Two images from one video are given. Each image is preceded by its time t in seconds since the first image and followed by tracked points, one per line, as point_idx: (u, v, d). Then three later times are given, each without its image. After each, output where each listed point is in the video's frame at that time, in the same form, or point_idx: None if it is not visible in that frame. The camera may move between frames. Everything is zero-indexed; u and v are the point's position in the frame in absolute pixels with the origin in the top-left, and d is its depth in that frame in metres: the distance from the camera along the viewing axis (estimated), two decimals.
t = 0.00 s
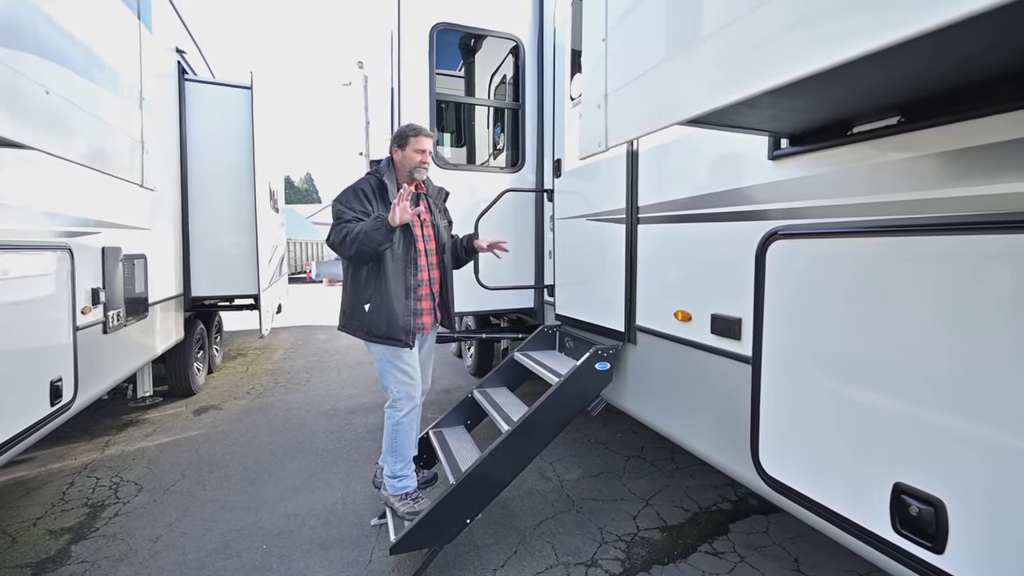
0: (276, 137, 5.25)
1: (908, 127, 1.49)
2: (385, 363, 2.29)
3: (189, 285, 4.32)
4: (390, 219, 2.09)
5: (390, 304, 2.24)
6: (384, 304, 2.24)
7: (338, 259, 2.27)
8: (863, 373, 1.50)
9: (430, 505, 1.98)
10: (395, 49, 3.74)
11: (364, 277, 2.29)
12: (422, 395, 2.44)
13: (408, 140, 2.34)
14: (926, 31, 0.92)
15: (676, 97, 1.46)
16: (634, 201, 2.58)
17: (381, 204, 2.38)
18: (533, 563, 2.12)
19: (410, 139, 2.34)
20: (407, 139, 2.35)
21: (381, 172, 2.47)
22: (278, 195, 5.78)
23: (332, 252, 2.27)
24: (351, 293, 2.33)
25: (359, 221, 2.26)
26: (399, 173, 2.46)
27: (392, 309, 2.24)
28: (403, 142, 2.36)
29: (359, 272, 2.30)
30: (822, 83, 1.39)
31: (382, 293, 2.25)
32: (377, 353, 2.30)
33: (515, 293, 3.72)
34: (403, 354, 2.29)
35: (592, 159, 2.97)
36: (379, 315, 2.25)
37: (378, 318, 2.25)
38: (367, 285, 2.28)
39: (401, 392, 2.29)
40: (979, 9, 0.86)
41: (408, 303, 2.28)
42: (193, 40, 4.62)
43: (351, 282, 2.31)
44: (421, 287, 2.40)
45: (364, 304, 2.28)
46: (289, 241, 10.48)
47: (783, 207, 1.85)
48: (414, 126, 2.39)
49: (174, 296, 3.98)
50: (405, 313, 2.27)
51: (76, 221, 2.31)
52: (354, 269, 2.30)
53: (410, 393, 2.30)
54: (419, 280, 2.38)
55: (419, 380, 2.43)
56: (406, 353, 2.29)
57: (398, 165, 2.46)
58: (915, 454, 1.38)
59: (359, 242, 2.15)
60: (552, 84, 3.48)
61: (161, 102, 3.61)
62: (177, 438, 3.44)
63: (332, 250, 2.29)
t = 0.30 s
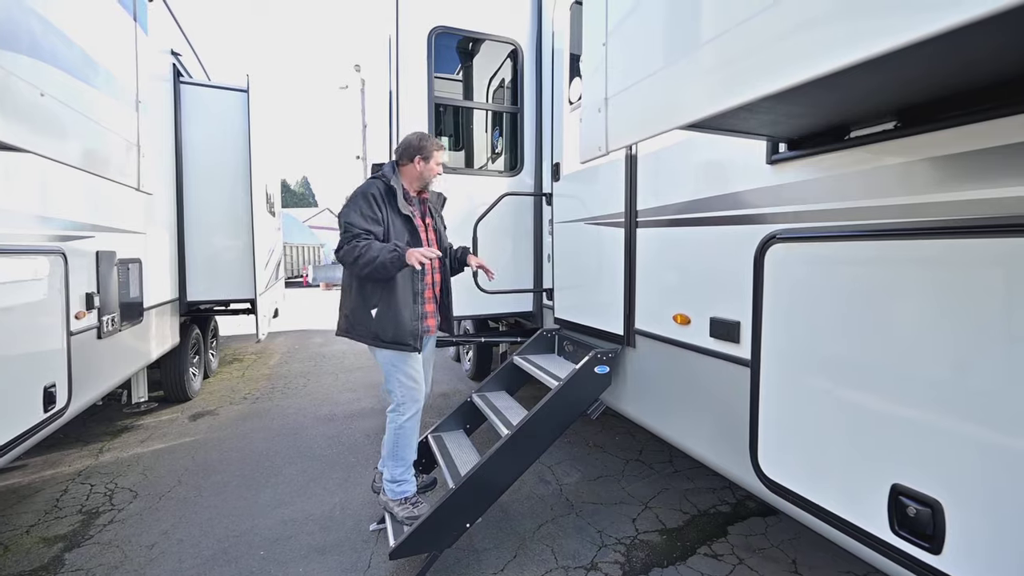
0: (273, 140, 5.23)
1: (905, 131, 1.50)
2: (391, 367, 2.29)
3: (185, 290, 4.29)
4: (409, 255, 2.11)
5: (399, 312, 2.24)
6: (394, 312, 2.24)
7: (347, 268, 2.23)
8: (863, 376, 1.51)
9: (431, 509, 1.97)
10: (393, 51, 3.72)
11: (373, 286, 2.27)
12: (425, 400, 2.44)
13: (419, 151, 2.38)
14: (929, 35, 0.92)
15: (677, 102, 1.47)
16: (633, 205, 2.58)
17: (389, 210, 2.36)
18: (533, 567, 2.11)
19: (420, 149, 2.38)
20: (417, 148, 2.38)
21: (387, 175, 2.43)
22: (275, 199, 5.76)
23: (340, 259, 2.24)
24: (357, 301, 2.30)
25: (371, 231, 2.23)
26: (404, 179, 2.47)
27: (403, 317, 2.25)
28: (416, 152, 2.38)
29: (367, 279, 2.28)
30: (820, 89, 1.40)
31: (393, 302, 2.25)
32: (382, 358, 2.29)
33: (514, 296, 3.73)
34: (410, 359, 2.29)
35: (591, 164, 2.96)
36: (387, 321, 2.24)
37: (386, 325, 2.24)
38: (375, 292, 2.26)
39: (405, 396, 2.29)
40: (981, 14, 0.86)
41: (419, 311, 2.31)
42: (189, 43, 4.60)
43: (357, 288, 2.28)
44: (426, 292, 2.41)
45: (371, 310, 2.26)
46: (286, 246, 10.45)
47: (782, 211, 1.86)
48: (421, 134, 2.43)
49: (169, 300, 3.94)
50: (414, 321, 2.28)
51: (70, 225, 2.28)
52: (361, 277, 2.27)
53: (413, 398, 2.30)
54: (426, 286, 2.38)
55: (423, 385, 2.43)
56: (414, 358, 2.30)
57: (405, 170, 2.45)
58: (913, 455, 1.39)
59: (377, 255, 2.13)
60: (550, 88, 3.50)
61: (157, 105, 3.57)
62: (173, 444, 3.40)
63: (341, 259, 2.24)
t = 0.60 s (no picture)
0: (270, 142, 5.22)
1: (904, 133, 1.50)
2: (396, 370, 2.30)
3: (182, 291, 4.28)
4: (436, 267, 2.22)
5: (414, 315, 2.29)
6: (411, 316, 2.29)
7: (362, 272, 2.21)
8: (861, 377, 1.52)
9: (430, 510, 1.98)
10: (391, 53, 3.71)
11: (388, 289, 2.27)
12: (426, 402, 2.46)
13: (423, 154, 2.41)
14: (926, 36, 0.92)
15: (675, 104, 1.47)
16: (631, 208, 2.59)
17: (397, 212, 2.36)
18: (532, 569, 2.12)
19: (426, 153, 2.42)
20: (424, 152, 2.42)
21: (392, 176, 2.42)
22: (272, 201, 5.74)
23: (354, 262, 2.21)
24: (370, 304, 2.29)
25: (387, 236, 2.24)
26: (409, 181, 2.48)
27: (419, 320, 2.32)
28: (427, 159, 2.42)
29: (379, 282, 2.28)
30: (819, 91, 1.40)
31: (409, 305, 2.29)
32: (388, 360, 2.32)
33: (512, 299, 3.72)
34: (419, 360, 2.33)
35: (589, 166, 2.97)
36: (400, 324, 2.27)
37: (400, 328, 2.27)
38: (389, 296, 2.28)
39: (410, 398, 2.30)
40: (979, 15, 0.86)
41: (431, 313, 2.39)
42: (185, 45, 4.58)
43: (367, 290, 2.27)
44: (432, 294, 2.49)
45: (383, 313, 2.28)
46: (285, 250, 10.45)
47: (780, 214, 1.86)
48: (423, 138, 2.47)
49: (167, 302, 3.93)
50: (426, 324, 2.35)
51: (67, 228, 2.28)
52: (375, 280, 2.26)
53: (418, 400, 2.31)
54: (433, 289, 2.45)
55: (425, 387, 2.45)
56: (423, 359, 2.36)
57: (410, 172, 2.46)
58: (910, 456, 1.40)
59: (403, 262, 2.16)
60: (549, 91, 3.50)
61: (154, 106, 3.55)
62: (171, 447, 3.40)
63: (357, 263, 2.21)
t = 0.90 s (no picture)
0: (269, 143, 5.22)
1: (903, 134, 1.49)
2: (397, 371, 2.31)
3: (181, 292, 4.29)
4: (439, 267, 2.23)
5: (416, 315, 2.31)
6: (414, 316, 2.31)
7: (364, 273, 2.21)
8: (859, 380, 1.51)
9: (429, 511, 1.99)
10: (389, 54, 3.70)
11: (391, 289, 2.28)
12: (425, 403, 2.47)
13: (425, 158, 2.41)
14: (924, 37, 0.91)
15: (673, 106, 1.46)
16: (629, 210, 2.58)
17: (398, 212, 2.37)
18: (530, 569, 2.13)
19: (426, 157, 2.42)
20: (425, 154, 2.42)
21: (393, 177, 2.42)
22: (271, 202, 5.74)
23: (357, 263, 2.21)
24: (373, 304, 2.29)
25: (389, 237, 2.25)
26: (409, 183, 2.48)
27: (422, 320, 2.33)
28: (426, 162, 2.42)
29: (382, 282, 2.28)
30: (818, 92, 1.39)
31: (412, 305, 2.31)
32: (387, 362, 2.32)
33: (510, 301, 3.72)
34: (421, 361, 2.35)
35: (586, 167, 2.97)
36: (403, 324, 2.28)
37: (403, 328, 2.28)
38: (391, 296, 2.29)
39: (411, 399, 2.31)
40: (978, 15, 0.86)
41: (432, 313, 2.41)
42: (184, 47, 4.58)
43: (369, 290, 2.27)
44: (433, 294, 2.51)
45: (386, 313, 2.28)
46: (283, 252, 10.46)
47: (778, 215, 1.85)
48: (421, 139, 2.46)
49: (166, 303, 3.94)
50: (428, 323, 2.37)
51: (66, 229, 2.28)
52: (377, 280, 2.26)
53: (418, 401, 2.33)
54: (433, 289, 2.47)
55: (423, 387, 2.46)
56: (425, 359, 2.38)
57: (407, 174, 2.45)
58: (908, 457, 1.39)
59: (407, 262, 2.17)
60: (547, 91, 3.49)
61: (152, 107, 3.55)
62: (170, 448, 3.41)
63: (360, 263, 2.21)
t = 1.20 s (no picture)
0: (269, 143, 5.23)
1: (905, 135, 1.48)
2: (394, 372, 2.32)
3: (181, 294, 4.31)
4: (435, 267, 2.23)
5: (412, 315, 2.31)
6: (410, 315, 2.31)
7: (360, 273, 2.22)
8: (859, 382, 1.51)
9: (427, 511, 1.99)
10: (388, 54, 3.69)
11: (387, 289, 2.28)
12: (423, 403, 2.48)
13: (423, 161, 2.41)
14: (924, 38, 0.91)
15: (673, 107, 1.46)
16: (629, 211, 2.58)
17: (392, 213, 2.38)
18: (528, 570, 2.13)
19: (423, 160, 2.42)
20: (422, 157, 2.42)
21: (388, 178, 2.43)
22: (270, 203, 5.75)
23: (352, 264, 2.22)
24: (369, 304, 2.29)
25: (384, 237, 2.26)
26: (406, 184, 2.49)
27: (418, 319, 2.33)
28: (426, 164, 2.42)
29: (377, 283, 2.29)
30: (819, 92, 1.38)
31: (408, 305, 2.31)
32: (384, 362, 2.33)
33: (509, 302, 3.72)
34: (417, 361, 2.35)
35: (585, 168, 2.97)
36: (400, 324, 2.29)
37: (399, 328, 2.29)
38: (387, 296, 2.29)
39: (408, 400, 2.32)
40: (978, 15, 0.85)
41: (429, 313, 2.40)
42: (183, 47, 4.58)
43: (365, 291, 2.28)
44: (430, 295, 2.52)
45: (382, 313, 2.29)
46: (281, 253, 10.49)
47: (778, 216, 1.85)
48: (419, 141, 2.47)
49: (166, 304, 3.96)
50: (424, 323, 2.37)
51: (66, 230, 2.29)
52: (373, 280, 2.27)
53: (415, 401, 2.34)
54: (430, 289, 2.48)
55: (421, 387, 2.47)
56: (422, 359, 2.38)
57: (403, 176, 2.45)
58: (908, 459, 1.39)
59: (402, 262, 2.17)
60: (547, 92, 3.48)
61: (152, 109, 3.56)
62: (171, 447, 3.43)
63: (355, 264, 2.22)
